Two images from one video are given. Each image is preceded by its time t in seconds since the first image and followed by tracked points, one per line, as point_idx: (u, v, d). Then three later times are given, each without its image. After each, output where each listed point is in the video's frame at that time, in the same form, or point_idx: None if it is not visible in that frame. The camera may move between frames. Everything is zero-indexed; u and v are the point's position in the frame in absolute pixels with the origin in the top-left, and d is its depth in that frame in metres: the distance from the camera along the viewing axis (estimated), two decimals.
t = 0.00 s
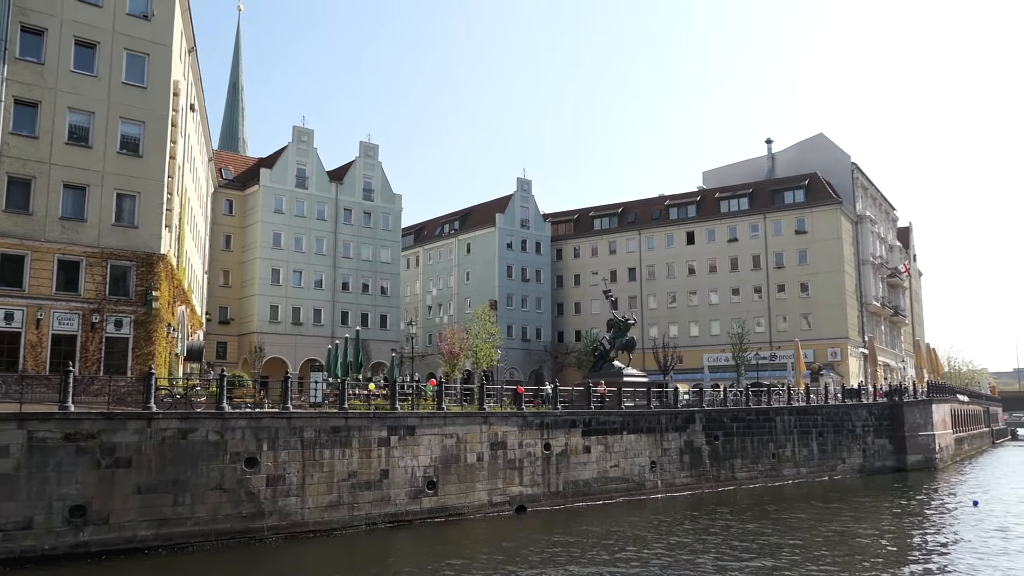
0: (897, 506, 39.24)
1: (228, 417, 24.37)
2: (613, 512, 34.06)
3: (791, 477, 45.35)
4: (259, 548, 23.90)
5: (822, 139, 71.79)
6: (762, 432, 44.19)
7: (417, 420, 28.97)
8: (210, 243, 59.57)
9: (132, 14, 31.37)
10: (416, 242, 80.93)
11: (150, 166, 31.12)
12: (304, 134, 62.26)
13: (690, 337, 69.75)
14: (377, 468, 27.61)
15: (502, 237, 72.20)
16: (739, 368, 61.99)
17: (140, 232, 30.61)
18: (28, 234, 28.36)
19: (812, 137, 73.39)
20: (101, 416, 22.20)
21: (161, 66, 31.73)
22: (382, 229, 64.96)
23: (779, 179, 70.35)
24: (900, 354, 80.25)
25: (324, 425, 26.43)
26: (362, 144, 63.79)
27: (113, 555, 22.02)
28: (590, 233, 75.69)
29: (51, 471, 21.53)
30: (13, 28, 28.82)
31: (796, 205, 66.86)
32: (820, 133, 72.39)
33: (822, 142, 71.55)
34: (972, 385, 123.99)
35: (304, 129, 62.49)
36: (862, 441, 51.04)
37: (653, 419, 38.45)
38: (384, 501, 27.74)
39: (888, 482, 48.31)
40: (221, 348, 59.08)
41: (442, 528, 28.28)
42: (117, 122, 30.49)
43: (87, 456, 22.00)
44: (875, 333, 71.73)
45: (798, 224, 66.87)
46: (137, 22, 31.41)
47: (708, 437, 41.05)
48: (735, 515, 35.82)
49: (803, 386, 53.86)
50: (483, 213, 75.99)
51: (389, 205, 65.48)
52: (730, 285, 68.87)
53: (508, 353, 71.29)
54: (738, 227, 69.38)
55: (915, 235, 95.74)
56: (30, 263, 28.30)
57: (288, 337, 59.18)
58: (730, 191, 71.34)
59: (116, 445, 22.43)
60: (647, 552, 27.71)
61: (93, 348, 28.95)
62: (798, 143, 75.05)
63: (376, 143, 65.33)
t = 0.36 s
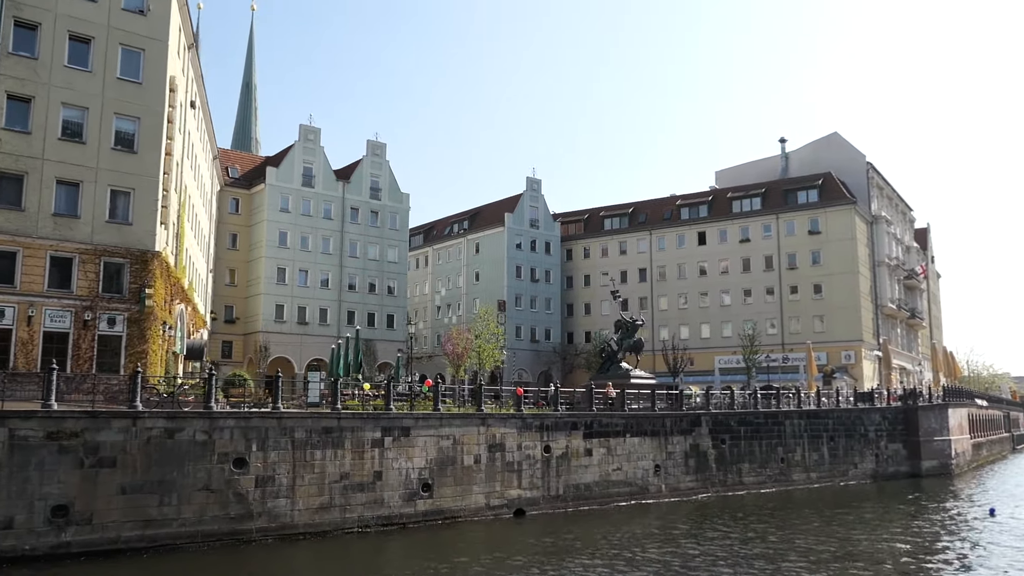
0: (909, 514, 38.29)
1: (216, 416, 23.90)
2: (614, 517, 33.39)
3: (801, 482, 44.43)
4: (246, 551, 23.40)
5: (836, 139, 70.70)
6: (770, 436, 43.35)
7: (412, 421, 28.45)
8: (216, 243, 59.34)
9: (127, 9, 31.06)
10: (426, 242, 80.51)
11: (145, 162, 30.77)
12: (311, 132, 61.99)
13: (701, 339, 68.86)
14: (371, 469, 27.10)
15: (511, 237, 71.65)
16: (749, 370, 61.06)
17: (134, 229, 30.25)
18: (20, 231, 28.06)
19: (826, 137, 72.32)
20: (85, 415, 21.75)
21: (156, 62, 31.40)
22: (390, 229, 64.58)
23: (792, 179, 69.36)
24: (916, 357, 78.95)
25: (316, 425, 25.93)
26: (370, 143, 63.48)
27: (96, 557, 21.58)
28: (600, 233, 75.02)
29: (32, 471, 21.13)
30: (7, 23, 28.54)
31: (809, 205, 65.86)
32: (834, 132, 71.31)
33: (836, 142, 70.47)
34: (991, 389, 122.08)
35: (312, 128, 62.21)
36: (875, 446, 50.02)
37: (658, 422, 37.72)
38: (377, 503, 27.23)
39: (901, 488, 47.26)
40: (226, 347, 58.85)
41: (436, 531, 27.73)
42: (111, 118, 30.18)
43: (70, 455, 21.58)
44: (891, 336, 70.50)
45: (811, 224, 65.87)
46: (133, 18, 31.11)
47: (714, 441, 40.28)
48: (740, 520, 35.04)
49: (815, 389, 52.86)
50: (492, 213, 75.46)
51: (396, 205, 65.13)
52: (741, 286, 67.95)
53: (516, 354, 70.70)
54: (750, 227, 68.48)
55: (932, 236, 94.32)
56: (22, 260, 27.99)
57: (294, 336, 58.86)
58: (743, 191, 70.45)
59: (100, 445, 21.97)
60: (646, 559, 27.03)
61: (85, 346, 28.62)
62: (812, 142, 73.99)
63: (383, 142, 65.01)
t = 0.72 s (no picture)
0: (921, 521, 37.47)
1: (207, 418, 23.65)
2: (617, 522, 32.87)
3: (811, 488, 43.65)
4: (235, 553, 23.11)
5: (852, 139, 69.79)
6: (779, 440, 42.64)
7: (408, 423, 28.10)
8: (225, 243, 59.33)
9: (128, 8, 30.93)
10: (437, 244, 80.25)
11: (144, 161, 30.61)
12: (321, 133, 61.94)
13: (713, 342, 68.16)
14: (366, 472, 26.79)
15: (522, 239, 71.28)
16: (761, 374, 60.34)
17: (132, 228, 30.10)
18: (17, 230, 27.97)
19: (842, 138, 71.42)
20: (73, 415, 21.56)
21: (157, 60, 31.25)
22: (399, 230, 64.40)
23: (806, 180, 68.54)
24: (933, 361, 77.73)
25: (309, 427, 25.64)
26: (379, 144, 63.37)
27: (83, 558, 21.36)
28: (612, 235, 74.53)
29: (19, 471, 20.96)
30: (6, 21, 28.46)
31: (823, 207, 65.05)
32: (849, 133, 70.41)
33: (852, 143, 69.54)
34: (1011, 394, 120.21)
35: (322, 129, 62.17)
36: (888, 452, 49.11)
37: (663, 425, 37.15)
38: (372, 506, 26.89)
39: (914, 495, 46.34)
40: (235, 348, 58.81)
41: (432, 535, 27.32)
42: (111, 117, 30.04)
43: (58, 456, 21.39)
44: (906, 340, 69.44)
45: (825, 227, 65.05)
46: (133, 16, 30.94)
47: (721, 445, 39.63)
48: (746, 527, 34.39)
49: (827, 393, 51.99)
50: (504, 214, 75.12)
51: (406, 206, 64.94)
52: (754, 289, 67.22)
53: (526, 357, 70.29)
54: (763, 229, 67.77)
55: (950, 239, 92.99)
56: (19, 258, 27.91)
57: (302, 337, 58.75)
58: (756, 192, 69.73)
59: (88, 445, 21.78)
60: (646, 566, 26.50)
61: (81, 346, 28.50)
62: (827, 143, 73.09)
63: (393, 143, 64.84)
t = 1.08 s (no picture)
0: (960, 548, 35.98)
1: (217, 437, 23.41)
2: (640, 545, 32.00)
3: (845, 512, 42.27)
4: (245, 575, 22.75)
5: (886, 154, 68.47)
6: (811, 462, 41.43)
7: (424, 443, 27.65)
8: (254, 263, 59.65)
9: (148, 29, 31.22)
10: (466, 264, 80.04)
11: (163, 181, 30.76)
12: (348, 153, 62.28)
13: (746, 361, 66.93)
14: (380, 493, 26.36)
15: (551, 258, 70.82)
16: (794, 394, 58.98)
17: (152, 247, 30.18)
18: (37, 249, 28.17)
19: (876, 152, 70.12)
20: (82, 433, 21.44)
21: (177, 81, 31.47)
22: (427, 249, 64.34)
23: (839, 196, 67.29)
24: (975, 381, 75.48)
25: (322, 447, 25.31)
26: (406, 163, 63.55)
27: None
28: (642, 253, 73.82)
29: (27, 490, 20.86)
30: (28, 43, 28.82)
31: (858, 223, 63.71)
32: (884, 148, 69.11)
33: (886, 157, 68.21)
34: None
35: (349, 149, 62.52)
36: (927, 474, 47.42)
37: (688, 447, 36.23)
38: (387, 528, 26.43)
39: (955, 520, 44.64)
40: (263, 367, 58.90)
41: (448, 558, 26.75)
42: (131, 137, 30.27)
43: (67, 475, 21.25)
44: (946, 359, 67.51)
45: (860, 243, 63.69)
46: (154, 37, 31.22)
47: (750, 467, 38.56)
48: (776, 552, 33.28)
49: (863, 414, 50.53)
50: (532, 233, 74.77)
51: (433, 225, 64.91)
52: (787, 307, 65.98)
53: (555, 376, 69.56)
54: (796, 246, 66.60)
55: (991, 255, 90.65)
56: (39, 277, 28.07)
57: (329, 357, 58.73)
58: (788, 208, 68.63)
59: (97, 464, 21.63)
60: None
61: (100, 365, 28.49)
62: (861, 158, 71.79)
63: (420, 163, 64.96)
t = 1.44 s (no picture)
0: (987, 562, 34.84)
1: (218, 449, 23.21)
2: (653, 559, 31.34)
3: (868, 524, 41.22)
4: None
5: (911, 159, 67.28)
6: (833, 473, 40.47)
7: (430, 455, 27.30)
8: (272, 276, 59.82)
9: (156, 42, 31.32)
10: (486, 275, 79.83)
11: (170, 193, 30.77)
12: (365, 166, 62.37)
13: (768, 371, 65.99)
14: (384, 506, 26.03)
15: (570, 268, 70.35)
16: (817, 404, 57.89)
17: (159, 260, 30.21)
18: (45, 262, 28.29)
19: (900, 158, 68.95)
20: (80, 446, 21.33)
21: (184, 94, 31.52)
22: (444, 261, 64.15)
23: (862, 203, 66.17)
24: (1006, 390, 73.71)
25: (324, 459, 25.02)
26: (423, 174, 63.52)
27: None
28: (662, 263, 73.13)
29: (25, 503, 20.80)
30: (36, 59, 29.02)
31: (882, 229, 62.55)
32: (908, 153, 67.94)
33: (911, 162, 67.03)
34: None
35: (366, 161, 62.60)
36: (954, 486, 46.11)
37: (704, 458, 35.47)
38: (391, 541, 26.07)
39: (983, 533, 43.36)
40: (281, 380, 58.96)
41: (454, 572, 26.32)
42: (138, 150, 30.35)
43: (64, 488, 21.15)
44: (975, 367, 65.99)
45: (884, 250, 62.54)
46: (161, 50, 31.32)
47: (768, 479, 37.72)
48: (794, 566, 32.43)
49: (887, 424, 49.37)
50: (551, 243, 74.34)
51: (451, 236, 64.75)
52: (810, 316, 64.97)
53: (575, 387, 68.97)
54: (818, 254, 65.60)
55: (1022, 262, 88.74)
56: (46, 291, 28.16)
57: (346, 369, 58.67)
58: (810, 216, 67.65)
59: (95, 478, 21.52)
60: None
61: (106, 378, 28.51)
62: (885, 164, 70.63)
63: (437, 174, 64.85)
